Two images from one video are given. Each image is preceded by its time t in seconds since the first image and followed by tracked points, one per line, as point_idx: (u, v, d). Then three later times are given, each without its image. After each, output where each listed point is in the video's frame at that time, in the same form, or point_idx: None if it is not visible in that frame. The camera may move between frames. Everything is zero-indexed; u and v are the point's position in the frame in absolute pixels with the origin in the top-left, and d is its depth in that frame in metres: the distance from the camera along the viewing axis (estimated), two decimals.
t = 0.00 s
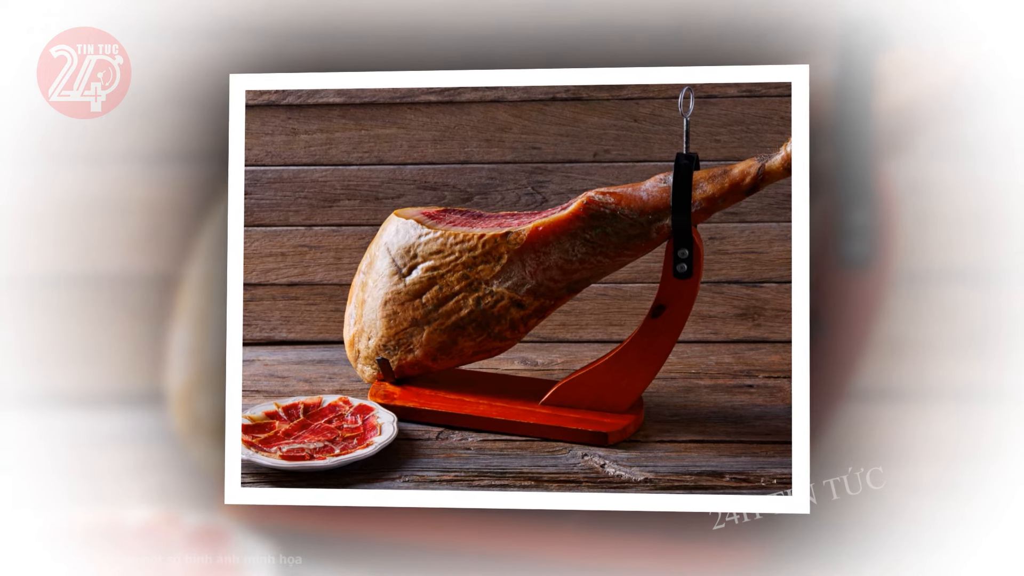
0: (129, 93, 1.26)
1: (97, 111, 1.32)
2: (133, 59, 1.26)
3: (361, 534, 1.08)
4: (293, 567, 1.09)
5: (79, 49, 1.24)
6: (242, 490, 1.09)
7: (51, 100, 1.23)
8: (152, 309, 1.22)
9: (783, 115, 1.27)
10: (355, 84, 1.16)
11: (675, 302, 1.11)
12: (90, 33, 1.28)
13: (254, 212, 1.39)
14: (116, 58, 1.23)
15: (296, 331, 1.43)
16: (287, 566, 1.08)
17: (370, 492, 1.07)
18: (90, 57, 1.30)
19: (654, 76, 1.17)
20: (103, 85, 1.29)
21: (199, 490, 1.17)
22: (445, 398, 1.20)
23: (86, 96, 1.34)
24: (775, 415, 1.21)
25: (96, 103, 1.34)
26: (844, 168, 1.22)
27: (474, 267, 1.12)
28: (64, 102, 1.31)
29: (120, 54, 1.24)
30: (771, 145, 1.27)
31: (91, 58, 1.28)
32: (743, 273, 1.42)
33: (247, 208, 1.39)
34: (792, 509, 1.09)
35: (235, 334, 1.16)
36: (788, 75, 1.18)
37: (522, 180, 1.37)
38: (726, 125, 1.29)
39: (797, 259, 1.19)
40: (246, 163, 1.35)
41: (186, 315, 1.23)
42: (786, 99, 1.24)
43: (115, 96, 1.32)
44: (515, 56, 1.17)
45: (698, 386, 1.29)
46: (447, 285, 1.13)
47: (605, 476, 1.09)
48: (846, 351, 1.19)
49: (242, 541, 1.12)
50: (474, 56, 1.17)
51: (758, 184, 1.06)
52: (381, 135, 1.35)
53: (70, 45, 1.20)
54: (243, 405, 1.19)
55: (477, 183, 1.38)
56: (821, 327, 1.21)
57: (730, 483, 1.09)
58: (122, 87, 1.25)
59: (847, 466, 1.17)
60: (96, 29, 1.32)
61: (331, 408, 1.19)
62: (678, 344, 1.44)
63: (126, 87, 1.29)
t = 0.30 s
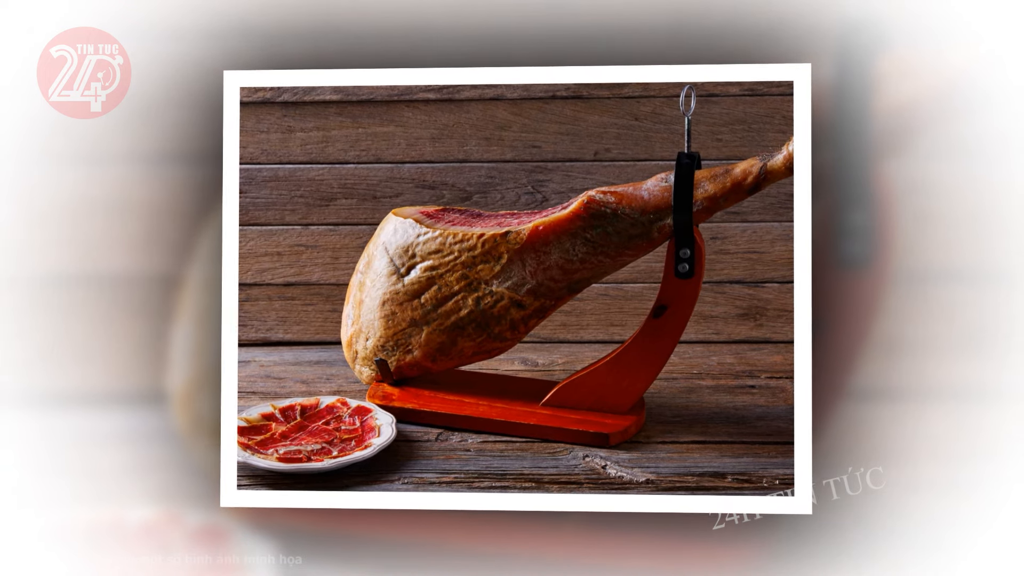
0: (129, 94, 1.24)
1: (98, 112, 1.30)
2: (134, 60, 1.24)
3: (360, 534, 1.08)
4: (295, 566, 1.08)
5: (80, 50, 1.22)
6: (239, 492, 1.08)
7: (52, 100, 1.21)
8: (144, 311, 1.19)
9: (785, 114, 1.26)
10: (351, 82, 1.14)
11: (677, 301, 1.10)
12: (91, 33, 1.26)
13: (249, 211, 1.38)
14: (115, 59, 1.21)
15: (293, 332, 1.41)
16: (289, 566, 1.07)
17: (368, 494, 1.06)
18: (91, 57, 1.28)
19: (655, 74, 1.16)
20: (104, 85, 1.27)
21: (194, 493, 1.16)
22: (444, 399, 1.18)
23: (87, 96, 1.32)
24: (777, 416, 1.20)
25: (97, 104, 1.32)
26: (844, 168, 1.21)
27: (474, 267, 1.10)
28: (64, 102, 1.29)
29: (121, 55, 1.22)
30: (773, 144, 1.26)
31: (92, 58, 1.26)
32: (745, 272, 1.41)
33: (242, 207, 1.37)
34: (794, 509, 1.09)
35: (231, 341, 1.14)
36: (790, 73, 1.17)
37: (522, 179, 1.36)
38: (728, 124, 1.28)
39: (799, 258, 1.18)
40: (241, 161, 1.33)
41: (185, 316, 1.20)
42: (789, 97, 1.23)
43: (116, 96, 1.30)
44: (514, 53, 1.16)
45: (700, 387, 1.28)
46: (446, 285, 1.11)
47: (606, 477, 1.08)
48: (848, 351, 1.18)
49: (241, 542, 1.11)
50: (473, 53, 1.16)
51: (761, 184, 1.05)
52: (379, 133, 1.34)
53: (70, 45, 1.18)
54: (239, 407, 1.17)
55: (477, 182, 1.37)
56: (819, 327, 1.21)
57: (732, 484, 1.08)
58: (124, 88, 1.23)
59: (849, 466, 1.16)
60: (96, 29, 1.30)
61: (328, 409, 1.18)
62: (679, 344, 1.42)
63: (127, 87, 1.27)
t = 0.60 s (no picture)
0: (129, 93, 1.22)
1: (97, 112, 1.28)
2: (134, 59, 1.22)
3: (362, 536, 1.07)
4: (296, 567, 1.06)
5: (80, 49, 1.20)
6: (236, 495, 1.06)
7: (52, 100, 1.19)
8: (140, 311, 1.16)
9: (787, 113, 1.25)
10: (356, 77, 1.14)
11: (679, 302, 1.09)
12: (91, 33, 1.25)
13: (245, 210, 1.37)
14: (114, 57, 1.18)
15: (289, 333, 1.40)
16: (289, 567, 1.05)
17: (366, 497, 1.04)
18: (91, 56, 1.26)
19: (657, 72, 1.15)
20: (104, 85, 1.26)
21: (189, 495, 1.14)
22: (444, 400, 1.17)
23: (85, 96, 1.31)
24: (779, 416, 1.19)
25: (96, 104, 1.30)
26: (844, 168, 1.20)
27: (473, 267, 1.09)
28: (64, 102, 1.27)
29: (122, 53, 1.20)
30: (775, 143, 1.25)
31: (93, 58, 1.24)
32: (746, 272, 1.41)
33: (238, 206, 1.36)
34: (796, 510, 1.08)
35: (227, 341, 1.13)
36: (791, 72, 1.16)
37: (522, 178, 1.34)
38: (730, 123, 1.27)
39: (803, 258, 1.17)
40: (236, 159, 1.32)
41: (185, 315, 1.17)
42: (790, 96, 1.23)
43: (116, 96, 1.29)
44: (513, 50, 1.14)
45: (702, 387, 1.27)
46: (445, 285, 1.10)
47: (607, 478, 1.07)
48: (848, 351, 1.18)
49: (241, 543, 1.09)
50: (472, 51, 1.14)
51: (762, 183, 1.04)
52: (377, 131, 1.32)
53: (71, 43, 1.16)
54: (235, 409, 1.16)
55: (476, 181, 1.36)
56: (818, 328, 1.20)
57: (733, 485, 1.07)
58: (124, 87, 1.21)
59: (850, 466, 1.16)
60: (96, 29, 1.29)
61: (326, 411, 1.16)
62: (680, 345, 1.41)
63: (127, 86, 1.26)
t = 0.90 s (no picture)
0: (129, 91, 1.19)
1: (97, 112, 1.25)
2: (134, 56, 1.19)
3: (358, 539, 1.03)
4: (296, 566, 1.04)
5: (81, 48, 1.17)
6: (231, 498, 1.03)
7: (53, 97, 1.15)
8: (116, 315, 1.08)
9: (789, 112, 1.24)
10: (352, 75, 1.10)
11: (680, 302, 1.08)
12: (92, 33, 1.22)
13: (240, 209, 1.35)
14: (112, 53, 1.14)
15: (286, 333, 1.39)
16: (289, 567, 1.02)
17: (365, 499, 1.02)
18: (91, 56, 1.24)
19: (658, 71, 1.14)
20: (105, 85, 1.23)
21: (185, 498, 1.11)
22: (443, 401, 1.16)
23: (85, 96, 1.28)
24: (780, 417, 1.18)
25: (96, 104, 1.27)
26: (844, 167, 1.20)
27: (473, 267, 1.08)
28: (65, 103, 1.24)
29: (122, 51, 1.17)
30: (777, 142, 1.25)
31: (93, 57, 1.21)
32: (748, 272, 1.40)
33: (233, 205, 1.35)
34: (798, 511, 1.07)
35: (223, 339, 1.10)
36: (793, 71, 1.15)
37: (522, 176, 1.34)
38: (731, 123, 1.27)
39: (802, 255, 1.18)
40: (232, 158, 1.30)
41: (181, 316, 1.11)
42: (791, 95, 1.22)
43: (116, 96, 1.26)
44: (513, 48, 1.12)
45: (703, 388, 1.26)
46: (445, 285, 1.09)
47: (608, 479, 1.06)
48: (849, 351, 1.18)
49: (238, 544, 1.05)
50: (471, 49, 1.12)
51: (764, 182, 1.03)
52: (375, 129, 1.30)
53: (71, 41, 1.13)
54: (231, 410, 1.14)
55: (475, 180, 1.35)
56: (819, 328, 1.19)
57: (735, 485, 1.06)
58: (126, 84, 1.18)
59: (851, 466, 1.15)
60: (96, 29, 1.26)
61: (324, 412, 1.15)
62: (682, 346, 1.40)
63: (128, 86, 1.24)
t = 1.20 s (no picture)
0: (126, 92, 1.16)
1: (96, 112, 1.22)
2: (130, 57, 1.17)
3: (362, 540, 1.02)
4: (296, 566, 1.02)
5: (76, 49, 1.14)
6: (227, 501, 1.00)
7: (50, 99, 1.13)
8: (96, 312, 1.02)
9: (790, 111, 1.24)
10: (350, 71, 1.07)
11: (681, 302, 1.07)
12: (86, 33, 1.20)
13: (237, 208, 1.34)
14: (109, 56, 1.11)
15: (283, 334, 1.37)
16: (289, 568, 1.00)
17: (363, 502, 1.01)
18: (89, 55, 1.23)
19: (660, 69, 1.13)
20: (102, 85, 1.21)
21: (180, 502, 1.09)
22: (442, 402, 1.15)
23: (84, 95, 1.29)
24: (781, 417, 1.18)
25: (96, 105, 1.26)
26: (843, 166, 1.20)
27: (472, 266, 1.07)
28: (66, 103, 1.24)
29: (117, 52, 1.15)
30: (778, 142, 1.24)
31: (89, 58, 1.19)
32: (749, 272, 1.40)
33: (229, 203, 1.33)
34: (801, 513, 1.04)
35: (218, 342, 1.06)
36: (794, 70, 1.15)
37: (522, 176, 1.32)
38: (732, 122, 1.26)
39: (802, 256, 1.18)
40: (228, 156, 1.29)
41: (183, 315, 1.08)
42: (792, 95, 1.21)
43: (115, 97, 1.24)
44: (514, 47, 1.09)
45: (704, 388, 1.25)
46: (444, 285, 1.07)
47: (609, 480, 1.05)
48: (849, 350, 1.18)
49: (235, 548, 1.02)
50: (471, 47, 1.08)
51: (766, 182, 1.03)
52: (373, 127, 1.30)
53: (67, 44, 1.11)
54: (227, 411, 1.12)
55: (475, 179, 1.33)
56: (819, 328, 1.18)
57: (737, 486, 1.05)
58: (124, 86, 1.15)
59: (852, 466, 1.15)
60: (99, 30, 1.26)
61: (321, 414, 1.14)
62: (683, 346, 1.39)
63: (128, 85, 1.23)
